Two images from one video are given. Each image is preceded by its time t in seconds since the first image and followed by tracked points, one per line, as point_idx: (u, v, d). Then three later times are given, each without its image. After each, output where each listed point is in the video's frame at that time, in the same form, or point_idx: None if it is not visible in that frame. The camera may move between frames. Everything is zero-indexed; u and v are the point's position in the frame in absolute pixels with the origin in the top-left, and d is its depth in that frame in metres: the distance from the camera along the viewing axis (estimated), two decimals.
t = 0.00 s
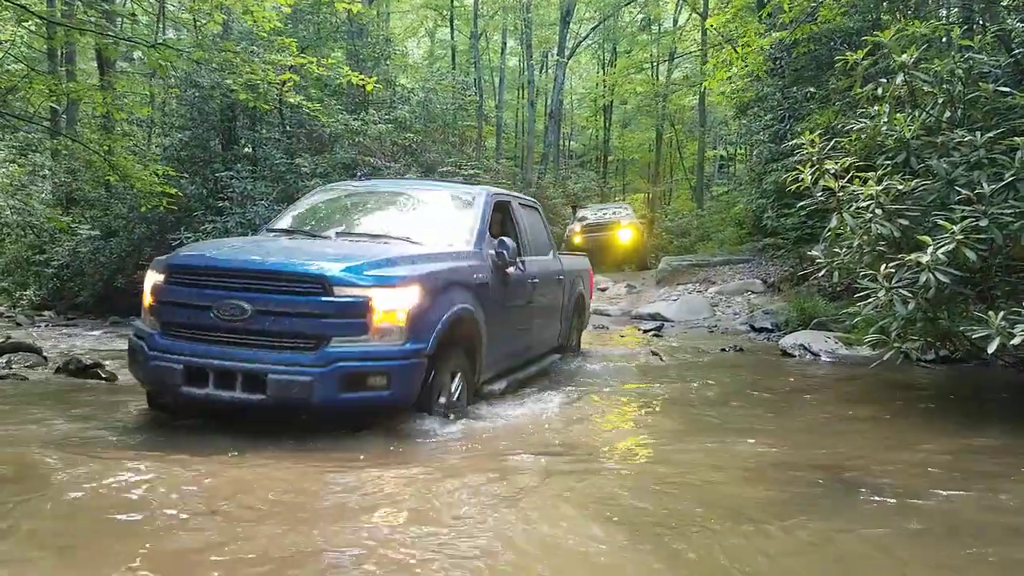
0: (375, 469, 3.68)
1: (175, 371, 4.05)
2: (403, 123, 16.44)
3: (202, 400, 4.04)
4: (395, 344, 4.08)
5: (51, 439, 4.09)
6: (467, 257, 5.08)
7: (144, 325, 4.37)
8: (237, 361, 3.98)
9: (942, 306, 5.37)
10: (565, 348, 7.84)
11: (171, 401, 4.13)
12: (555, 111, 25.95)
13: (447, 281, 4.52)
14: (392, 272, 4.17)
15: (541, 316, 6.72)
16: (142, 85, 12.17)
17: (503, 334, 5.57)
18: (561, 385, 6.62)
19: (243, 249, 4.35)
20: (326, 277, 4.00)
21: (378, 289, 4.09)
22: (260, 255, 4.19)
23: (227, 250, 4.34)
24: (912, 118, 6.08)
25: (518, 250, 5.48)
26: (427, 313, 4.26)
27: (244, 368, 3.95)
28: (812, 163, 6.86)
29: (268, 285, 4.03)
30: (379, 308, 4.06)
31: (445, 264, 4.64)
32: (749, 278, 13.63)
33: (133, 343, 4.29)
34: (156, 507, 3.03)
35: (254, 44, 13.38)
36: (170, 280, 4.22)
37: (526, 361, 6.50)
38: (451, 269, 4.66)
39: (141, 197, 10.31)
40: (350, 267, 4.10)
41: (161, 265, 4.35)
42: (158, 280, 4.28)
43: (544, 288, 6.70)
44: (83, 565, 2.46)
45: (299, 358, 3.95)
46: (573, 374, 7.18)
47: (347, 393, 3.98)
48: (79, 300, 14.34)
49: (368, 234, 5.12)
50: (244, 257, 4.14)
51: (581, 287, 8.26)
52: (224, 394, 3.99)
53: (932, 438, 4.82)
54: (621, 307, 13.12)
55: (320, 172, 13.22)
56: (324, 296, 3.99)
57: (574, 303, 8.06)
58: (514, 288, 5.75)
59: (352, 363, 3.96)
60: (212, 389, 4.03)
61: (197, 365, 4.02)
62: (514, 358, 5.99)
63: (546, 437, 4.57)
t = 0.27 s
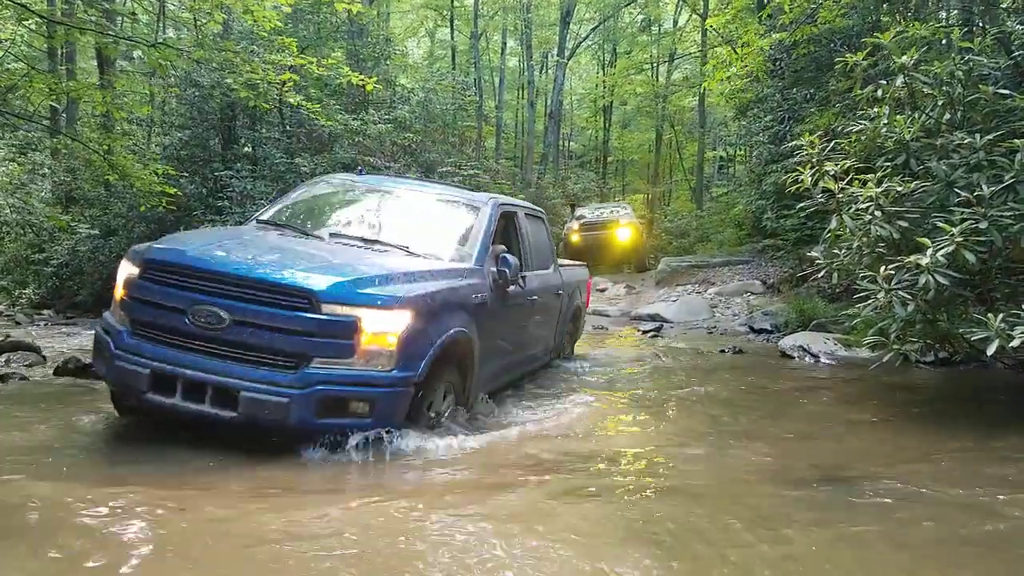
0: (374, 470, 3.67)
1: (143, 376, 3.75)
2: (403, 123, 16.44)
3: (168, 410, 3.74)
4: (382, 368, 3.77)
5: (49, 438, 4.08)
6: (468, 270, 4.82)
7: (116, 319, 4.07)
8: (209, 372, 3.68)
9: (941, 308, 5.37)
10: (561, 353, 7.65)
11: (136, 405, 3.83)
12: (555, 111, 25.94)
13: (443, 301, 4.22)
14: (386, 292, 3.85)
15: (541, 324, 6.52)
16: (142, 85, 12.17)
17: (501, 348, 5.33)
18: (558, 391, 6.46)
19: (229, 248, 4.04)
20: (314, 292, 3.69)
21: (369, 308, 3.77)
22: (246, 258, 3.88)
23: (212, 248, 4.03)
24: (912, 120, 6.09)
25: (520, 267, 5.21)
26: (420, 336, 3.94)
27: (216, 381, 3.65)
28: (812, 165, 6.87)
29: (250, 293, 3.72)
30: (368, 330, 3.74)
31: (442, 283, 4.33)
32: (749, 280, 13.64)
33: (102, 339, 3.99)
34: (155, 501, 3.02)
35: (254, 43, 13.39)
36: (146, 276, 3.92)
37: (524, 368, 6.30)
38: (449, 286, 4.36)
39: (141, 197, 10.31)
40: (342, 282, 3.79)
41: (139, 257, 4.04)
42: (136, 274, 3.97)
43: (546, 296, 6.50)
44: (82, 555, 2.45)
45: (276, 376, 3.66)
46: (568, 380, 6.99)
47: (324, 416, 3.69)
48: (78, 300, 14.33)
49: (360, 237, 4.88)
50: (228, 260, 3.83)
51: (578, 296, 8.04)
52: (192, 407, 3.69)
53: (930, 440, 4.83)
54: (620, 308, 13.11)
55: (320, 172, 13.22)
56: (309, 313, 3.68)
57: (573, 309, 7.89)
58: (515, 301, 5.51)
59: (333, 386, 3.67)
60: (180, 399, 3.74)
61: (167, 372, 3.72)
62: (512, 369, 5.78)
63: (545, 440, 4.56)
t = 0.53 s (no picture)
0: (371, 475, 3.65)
1: (103, 351, 3.53)
2: (403, 123, 16.43)
3: (129, 388, 3.51)
4: (359, 343, 3.56)
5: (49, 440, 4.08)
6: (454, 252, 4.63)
7: (78, 298, 3.87)
8: (174, 346, 3.47)
9: (941, 309, 5.38)
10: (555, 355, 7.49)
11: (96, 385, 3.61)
12: (555, 112, 25.95)
13: (426, 277, 4.04)
14: (365, 262, 3.67)
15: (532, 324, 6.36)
16: (142, 85, 12.17)
17: (488, 341, 5.18)
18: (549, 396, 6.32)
19: (199, 220, 3.88)
20: (288, 259, 3.51)
21: (346, 279, 3.58)
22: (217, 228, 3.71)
23: (181, 220, 3.86)
24: (912, 121, 6.10)
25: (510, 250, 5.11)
26: (401, 311, 3.75)
27: (181, 353, 3.44)
28: (812, 166, 6.87)
29: (219, 260, 3.54)
30: (344, 301, 3.55)
31: (426, 258, 4.15)
32: (749, 280, 13.65)
33: (63, 317, 3.79)
34: (157, 507, 3.02)
35: (254, 44, 13.39)
36: (110, 248, 3.74)
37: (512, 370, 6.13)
38: (433, 263, 4.18)
39: (141, 198, 10.30)
40: (317, 251, 3.61)
41: (104, 231, 3.86)
42: (99, 247, 3.79)
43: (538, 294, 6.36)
44: (79, 560, 2.44)
45: (246, 348, 3.45)
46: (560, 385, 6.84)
47: (297, 393, 3.45)
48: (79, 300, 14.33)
49: (343, 216, 4.77)
50: (198, 229, 3.66)
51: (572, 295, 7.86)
52: (155, 382, 3.46)
53: (930, 441, 4.83)
54: (621, 309, 13.12)
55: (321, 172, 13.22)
56: (281, 282, 3.49)
57: (567, 309, 7.75)
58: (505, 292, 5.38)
59: (306, 360, 3.45)
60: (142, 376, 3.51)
61: (130, 346, 3.51)
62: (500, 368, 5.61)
63: (544, 443, 4.56)
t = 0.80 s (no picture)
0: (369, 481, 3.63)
1: (55, 347, 3.43)
2: (404, 124, 16.43)
3: (82, 382, 3.39)
4: (323, 319, 3.45)
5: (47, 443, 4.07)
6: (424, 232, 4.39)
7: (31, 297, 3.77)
8: (126, 335, 3.35)
9: (942, 312, 5.36)
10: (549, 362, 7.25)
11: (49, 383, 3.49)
12: (557, 113, 25.96)
13: (391, 252, 3.89)
14: (323, 233, 3.55)
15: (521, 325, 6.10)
16: (144, 85, 12.18)
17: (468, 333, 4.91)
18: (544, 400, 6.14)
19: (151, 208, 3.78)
20: (239, 234, 3.41)
21: (304, 251, 3.47)
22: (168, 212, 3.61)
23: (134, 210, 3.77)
24: (913, 124, 6.11)
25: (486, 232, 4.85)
26: (365, 285, 3.63)
27: (133, 341, 3.33)
28: (813, 168, 6.87)
29: (169, 243, 3.44)
30: (302, 273, 3.43)
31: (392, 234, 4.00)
32: (750, 282, 13.65)
33: (16, 317, 3.68)
34: (155, 513, 3.01)
35: (255, 44, 13.40)
36: (59, 241, 3.63)
37: (501, 374, 5.85)
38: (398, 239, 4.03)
39: (143, 198, 10.31)
40: (271, 225, 3.50)
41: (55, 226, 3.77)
42: (48, 242, 3.69)
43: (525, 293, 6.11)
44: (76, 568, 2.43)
45: (201, 331, 3.33)
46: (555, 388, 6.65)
47: (259, 373, 3.32)
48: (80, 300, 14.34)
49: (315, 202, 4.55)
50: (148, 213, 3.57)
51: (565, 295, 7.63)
52: (108, 374, 3.35)
53: (930, 445, 4.82)
54: (621, 310, 13.12)
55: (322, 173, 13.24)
56: (233, 258, 3.38)
57: (559, 307, 7.43)
58: (486, 283, 5.12)
59: (263, 340, 3.32)
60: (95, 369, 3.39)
61: (81, 338, 3.40)
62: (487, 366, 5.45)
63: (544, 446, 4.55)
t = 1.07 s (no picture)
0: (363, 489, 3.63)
1: None
2: (404, 127, 16.43)
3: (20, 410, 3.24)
4: (275, 330, 3.27)
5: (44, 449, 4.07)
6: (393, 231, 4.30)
7: None
8: (63, 359, 3.19)
9: (943, 315, 5.36)
10: (540, 367, 7.17)
11: None
12: (557, 116, 25.96)
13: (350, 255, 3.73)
14: (278, 240, 3.40)
15: (506, 328, 6.02)
16: (145, 88, 12.19)
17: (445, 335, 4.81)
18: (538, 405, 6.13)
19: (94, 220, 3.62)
20: (179, 244, 3.24)
21: (253, 258, 3.31)
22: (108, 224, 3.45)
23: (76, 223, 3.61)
24: (914, 126, 6.12)
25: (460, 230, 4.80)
26: (321, 291, 3.46)
27: (72, 365, 3.17)
28: (813, 170, 6.87)
29: (107, 258, 3.27)
30: (251, 282, 3.26)
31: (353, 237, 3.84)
32: (750, 285, 13.65)
33: None
34: (151, 520, 3.01)
35: (255, 46, 13.41)
36: None
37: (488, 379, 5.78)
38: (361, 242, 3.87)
39: (143, 201, 10.30)
40: (216, 233, 3.33)
41: None
42: None
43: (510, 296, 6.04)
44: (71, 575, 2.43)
45: (142, 351, 3.16)
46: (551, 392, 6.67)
47: (207, 392, 3.16)
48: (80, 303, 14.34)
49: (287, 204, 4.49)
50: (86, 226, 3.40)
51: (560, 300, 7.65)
52: (47, 400, 3.19)
53: (930, 448, 4.81)
54: (622, 313, 13.12)
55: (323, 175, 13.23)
56: (175, 271, 3.22)
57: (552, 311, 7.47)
58: (462, 285, 5.03)
59: (208, 357, 3.16)
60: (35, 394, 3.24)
61: (16, 364, 3.24)
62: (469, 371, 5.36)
63: (542, 453, 4.54)
